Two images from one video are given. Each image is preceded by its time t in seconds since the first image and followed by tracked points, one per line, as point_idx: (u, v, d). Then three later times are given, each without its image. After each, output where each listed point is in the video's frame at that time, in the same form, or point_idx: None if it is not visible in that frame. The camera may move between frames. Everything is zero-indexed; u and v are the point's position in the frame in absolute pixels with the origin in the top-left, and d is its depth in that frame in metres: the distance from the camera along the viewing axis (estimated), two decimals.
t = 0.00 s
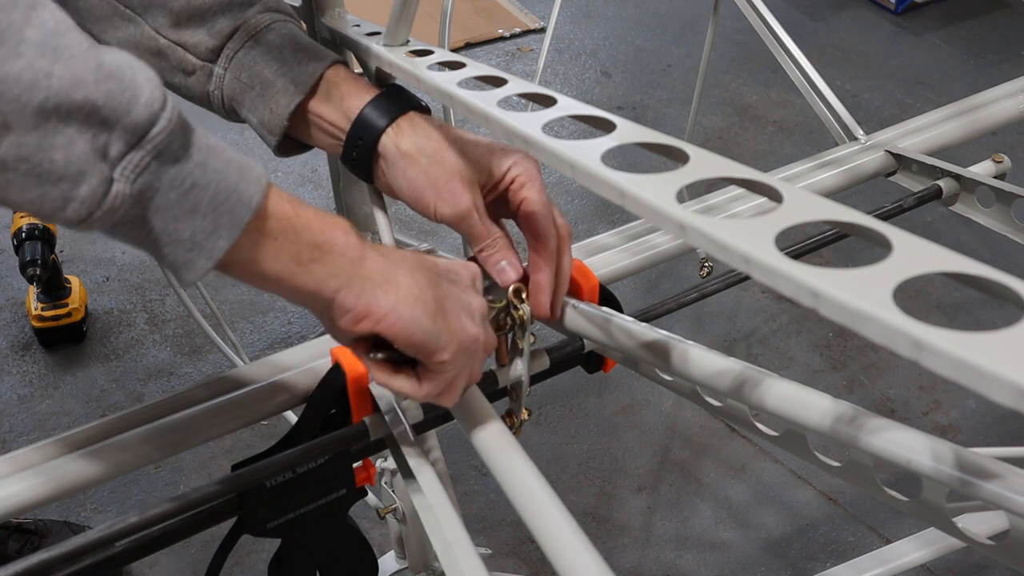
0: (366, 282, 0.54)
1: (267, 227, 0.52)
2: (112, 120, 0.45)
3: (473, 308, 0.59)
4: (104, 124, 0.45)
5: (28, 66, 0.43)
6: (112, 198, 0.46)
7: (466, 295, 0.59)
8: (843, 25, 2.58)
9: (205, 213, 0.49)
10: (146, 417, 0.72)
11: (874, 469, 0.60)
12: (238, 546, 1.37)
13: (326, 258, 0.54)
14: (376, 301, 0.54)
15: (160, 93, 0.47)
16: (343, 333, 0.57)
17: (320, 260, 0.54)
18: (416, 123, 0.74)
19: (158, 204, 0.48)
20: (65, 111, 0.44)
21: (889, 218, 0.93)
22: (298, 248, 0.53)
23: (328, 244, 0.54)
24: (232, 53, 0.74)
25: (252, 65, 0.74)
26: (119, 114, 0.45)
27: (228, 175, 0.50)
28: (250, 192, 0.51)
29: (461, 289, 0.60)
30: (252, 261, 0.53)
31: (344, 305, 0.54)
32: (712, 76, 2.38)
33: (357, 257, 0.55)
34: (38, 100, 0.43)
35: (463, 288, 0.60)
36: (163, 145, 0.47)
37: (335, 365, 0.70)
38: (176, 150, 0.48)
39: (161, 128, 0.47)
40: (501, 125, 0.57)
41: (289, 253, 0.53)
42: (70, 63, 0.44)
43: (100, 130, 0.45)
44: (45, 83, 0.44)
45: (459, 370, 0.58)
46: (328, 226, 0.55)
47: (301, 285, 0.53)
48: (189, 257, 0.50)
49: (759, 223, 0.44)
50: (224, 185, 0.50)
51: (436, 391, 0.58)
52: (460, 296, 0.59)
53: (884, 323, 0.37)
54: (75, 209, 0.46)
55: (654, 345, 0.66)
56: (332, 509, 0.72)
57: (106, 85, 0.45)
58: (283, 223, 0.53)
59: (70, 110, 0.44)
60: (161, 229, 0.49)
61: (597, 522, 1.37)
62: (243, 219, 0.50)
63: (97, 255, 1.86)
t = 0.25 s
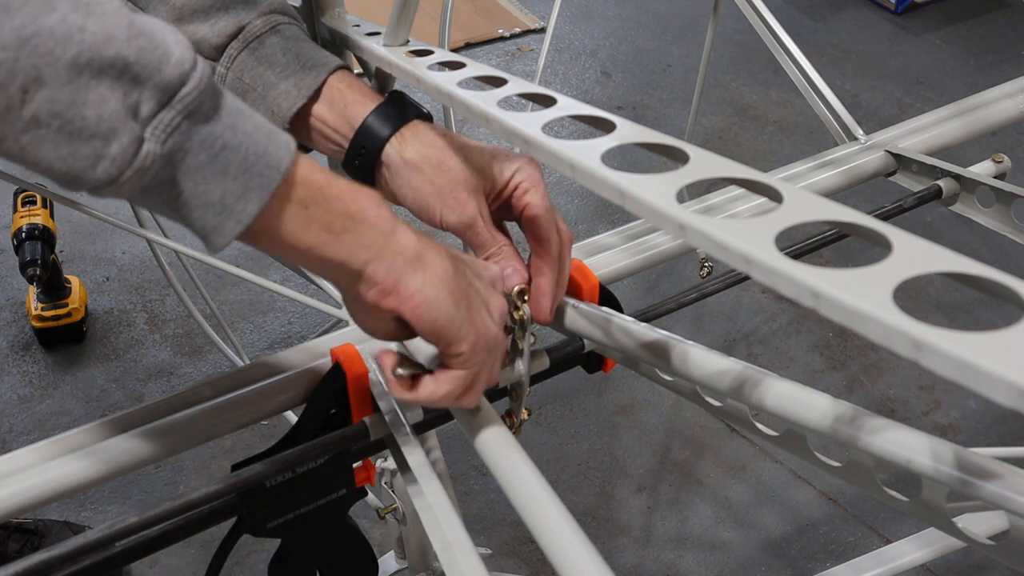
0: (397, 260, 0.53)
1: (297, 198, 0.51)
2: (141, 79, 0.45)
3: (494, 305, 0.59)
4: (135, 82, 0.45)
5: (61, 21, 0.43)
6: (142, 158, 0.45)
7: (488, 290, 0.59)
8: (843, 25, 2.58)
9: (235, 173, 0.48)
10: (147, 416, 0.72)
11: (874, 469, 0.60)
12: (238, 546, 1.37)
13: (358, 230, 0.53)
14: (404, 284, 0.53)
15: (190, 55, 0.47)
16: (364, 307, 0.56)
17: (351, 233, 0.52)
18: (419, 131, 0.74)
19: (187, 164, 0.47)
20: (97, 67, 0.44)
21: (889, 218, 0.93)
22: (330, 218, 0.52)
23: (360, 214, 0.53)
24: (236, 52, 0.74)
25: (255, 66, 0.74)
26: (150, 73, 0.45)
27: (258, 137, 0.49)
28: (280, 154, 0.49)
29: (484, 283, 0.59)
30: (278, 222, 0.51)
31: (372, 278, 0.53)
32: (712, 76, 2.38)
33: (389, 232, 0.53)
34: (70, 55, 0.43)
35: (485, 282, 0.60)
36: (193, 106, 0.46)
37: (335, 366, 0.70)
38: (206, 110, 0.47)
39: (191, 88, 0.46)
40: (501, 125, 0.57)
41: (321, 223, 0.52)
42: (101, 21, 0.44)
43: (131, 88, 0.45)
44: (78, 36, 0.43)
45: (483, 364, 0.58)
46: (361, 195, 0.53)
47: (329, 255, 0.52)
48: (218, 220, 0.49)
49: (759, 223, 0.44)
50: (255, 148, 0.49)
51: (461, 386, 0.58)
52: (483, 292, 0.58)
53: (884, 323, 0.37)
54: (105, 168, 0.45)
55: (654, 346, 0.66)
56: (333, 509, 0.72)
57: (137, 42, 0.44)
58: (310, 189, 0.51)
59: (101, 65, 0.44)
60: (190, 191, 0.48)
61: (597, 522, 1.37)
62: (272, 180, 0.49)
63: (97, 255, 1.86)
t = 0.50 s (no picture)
0: (434, 205, 0.50)
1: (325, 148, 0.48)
2: (166, 39, 0.43)
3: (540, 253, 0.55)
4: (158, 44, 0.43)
5: None
6: (169, 119, 0.44)
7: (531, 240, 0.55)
8: (843, 25, 2.58)
9: (263, 133, 0.46)
10: (146, 415, 0.71)
11: (874, 469, 0.60)
12: (238, 546, 1.37)
13: (390, 175, 0.50)
14: (442, 229, 0.50)
15: (211, 12, 0.45)
16: (405, 262, 0.53)
17: (383, 179, 0.50)
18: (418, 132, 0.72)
19: (214, 125, 0.45)
20: (121, 30, 0.42)
21: (889, 218, 0.93)
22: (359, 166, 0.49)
23: (390, 160, 0.50)
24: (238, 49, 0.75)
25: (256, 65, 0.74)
26: (173, 33, 0.43)
27: (284, 96, 0.47)
28: (307, 112, 0.47)
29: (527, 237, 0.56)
30: (307, 171, 0.48)
31: (407, 226, 0.50)
32: (712, 76, 2.38)
33: (422, 176, 0.51)
34: (95, 17, 0.41)
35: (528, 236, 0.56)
36: (217, 65, 0.44)
37: (335, 366, 0.70)
38: (230, 69, 0.45)
39: (215, 47, 0.44)
40: (502, 125, 0.57)
41: (351, 171, 0.49)
42: None
43: (154, 49, 0.43)
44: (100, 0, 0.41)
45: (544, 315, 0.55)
46: (388, 142, 0.51)
47: (366, 205, 0.50)
48: (250, 178, 0.47)
49: (758, 223, 0.44)
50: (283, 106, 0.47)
51: (530, 343, 0.54)
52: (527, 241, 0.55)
53: (884, 323, 0.37)
54: (134, 130, 0.43)
55: (654, 345, 0.66)
56: (333, 509, 0.72)
57: (159, 3, 0.43)
58: (339, 140, 0.49)
59: (126, 28, 0.42)
60: (220, 150, 0.46)
61: (597, 523, 1.37)
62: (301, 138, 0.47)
63: (97, 255, 1.86)
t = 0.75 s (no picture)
0: (445, 187, 0.52)
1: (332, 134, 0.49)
2: (183, 27, 0.43)
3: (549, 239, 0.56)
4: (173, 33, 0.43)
5: None
6: (187, 106, 0.44)
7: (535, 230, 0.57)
8: (843, 25, 2.58)
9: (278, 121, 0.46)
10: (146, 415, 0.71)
11: (874, 469, 0.60)
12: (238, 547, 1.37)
13: (401, 161, 0.52)
14: (456, 211, 0.52)
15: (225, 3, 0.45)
16: (416, 245, 0.55)
17: (395, 165, 0.51)
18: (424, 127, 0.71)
19: (231, 112, 0.45)
20: (137, 18, 0.42)
21: (889, 218, 0.93)
22: (372, 152, 0.51)
23: (400, 147, 0.52)
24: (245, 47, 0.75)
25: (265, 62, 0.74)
26: (189, 22, 0.43)
27: (298, 83, 0.47)
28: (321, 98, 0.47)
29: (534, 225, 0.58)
30: (321, 158, 0.49)
31: (419, 213, 0.52)
32: (712, 76, 2.38)
33: (431, 161, 0.53)
34: (112, 5, 0.41)
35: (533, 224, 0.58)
36: (233, 51, 0.45)
37: (335, 367, 0.70)
38: (246, 56, 0.45)
39: (230, 34, 0.44)
40: (502, 125, 0.57)
41: (365, 158, 0.51)
42: None
43: (171, 36, 0.43)
44: None
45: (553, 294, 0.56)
46: (396, 130, 0.53)
47: (378, 192, 0.51)
48: (264, 166, 0.47)
49: (758, 223, 0.44)
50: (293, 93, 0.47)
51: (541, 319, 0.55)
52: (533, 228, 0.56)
53: (884, 322, 0.37)
54: (152, 119, 0.43)
55: (653, 345, 0.66)
56: (333, 509, 0.72)
57: None
58: (353, 128, 0.50)
59: (143, 15, 0.42)
60: (235, 140, 0.46)
61: (597, 523, 1.37)
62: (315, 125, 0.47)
63: (97, 255, 1.86)
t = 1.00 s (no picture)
0: (445, 150, 0.54)
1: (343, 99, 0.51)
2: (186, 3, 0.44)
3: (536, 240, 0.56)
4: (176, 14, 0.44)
5: None
6: (196, 80, 0.45)
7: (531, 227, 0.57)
8: (843, 25, 2.58)
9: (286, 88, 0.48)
10: (145, 416, 0.71)
11: (875, 469, 0.60)
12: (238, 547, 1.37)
13: (405, 122, 0.54)
14: (450, 179, 0.54)
15: None
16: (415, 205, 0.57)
17: (400, 126, 0.54)
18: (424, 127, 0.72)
19: (237, 84, 0.47)
20: None
21: (889, 218, 0.93)
22: (378, 114, 0.53)
23: (406, 108, 0.54)
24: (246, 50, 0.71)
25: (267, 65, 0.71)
26: None
27: (303, 51, 0.48)
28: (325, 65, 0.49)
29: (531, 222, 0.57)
30: (330, 123, 0.51)
31: (418, 168, 0.54)
32: (712, 76, 2.38)
33: (434, 125, 0.55)
34: None
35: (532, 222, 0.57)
36: (237, 25, 0.46)
37: (335, 367, 0.70)
38: (248, 28, 0.46)
39: (235, 6, 0.45)
40: (502, 125, 0.57)
41: (372, 120, 0.53)
42: None
43: (174, 14, 0.44)
44: None
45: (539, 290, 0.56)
46: (405, 90, 0.55)
47: (383, 151, 0.54)
48: (275, 138, 0.49)
49: (758, 223, 0.44)
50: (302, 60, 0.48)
51: (518, 321, 0.55)
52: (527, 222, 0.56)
53: (884, 323, 0.37)
54: (160, 95, 0.44)
55: (654, 345, 0.66)
56: (333, 509, 0.72)
57: None
58: (358, 91, 0.52)
59: None
60: (243, 110, 0.47)
61: (597, 522, 1.37)
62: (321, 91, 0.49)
63: (97, 255, 1.86)
